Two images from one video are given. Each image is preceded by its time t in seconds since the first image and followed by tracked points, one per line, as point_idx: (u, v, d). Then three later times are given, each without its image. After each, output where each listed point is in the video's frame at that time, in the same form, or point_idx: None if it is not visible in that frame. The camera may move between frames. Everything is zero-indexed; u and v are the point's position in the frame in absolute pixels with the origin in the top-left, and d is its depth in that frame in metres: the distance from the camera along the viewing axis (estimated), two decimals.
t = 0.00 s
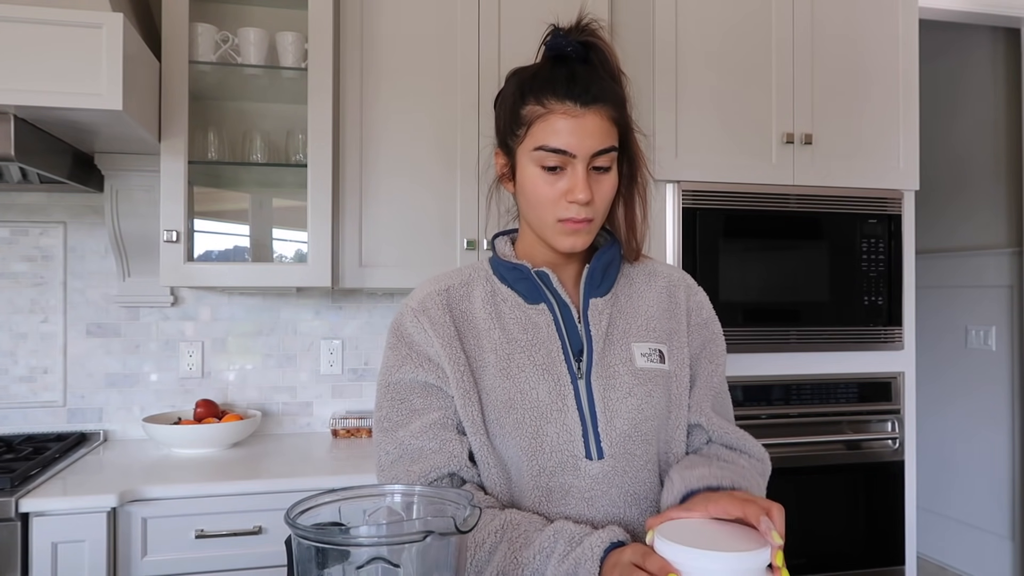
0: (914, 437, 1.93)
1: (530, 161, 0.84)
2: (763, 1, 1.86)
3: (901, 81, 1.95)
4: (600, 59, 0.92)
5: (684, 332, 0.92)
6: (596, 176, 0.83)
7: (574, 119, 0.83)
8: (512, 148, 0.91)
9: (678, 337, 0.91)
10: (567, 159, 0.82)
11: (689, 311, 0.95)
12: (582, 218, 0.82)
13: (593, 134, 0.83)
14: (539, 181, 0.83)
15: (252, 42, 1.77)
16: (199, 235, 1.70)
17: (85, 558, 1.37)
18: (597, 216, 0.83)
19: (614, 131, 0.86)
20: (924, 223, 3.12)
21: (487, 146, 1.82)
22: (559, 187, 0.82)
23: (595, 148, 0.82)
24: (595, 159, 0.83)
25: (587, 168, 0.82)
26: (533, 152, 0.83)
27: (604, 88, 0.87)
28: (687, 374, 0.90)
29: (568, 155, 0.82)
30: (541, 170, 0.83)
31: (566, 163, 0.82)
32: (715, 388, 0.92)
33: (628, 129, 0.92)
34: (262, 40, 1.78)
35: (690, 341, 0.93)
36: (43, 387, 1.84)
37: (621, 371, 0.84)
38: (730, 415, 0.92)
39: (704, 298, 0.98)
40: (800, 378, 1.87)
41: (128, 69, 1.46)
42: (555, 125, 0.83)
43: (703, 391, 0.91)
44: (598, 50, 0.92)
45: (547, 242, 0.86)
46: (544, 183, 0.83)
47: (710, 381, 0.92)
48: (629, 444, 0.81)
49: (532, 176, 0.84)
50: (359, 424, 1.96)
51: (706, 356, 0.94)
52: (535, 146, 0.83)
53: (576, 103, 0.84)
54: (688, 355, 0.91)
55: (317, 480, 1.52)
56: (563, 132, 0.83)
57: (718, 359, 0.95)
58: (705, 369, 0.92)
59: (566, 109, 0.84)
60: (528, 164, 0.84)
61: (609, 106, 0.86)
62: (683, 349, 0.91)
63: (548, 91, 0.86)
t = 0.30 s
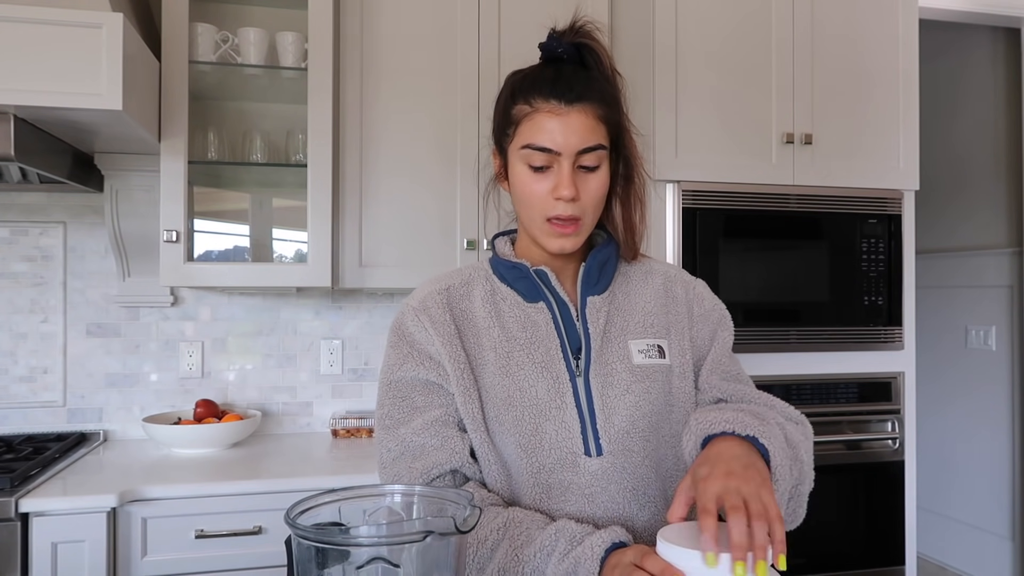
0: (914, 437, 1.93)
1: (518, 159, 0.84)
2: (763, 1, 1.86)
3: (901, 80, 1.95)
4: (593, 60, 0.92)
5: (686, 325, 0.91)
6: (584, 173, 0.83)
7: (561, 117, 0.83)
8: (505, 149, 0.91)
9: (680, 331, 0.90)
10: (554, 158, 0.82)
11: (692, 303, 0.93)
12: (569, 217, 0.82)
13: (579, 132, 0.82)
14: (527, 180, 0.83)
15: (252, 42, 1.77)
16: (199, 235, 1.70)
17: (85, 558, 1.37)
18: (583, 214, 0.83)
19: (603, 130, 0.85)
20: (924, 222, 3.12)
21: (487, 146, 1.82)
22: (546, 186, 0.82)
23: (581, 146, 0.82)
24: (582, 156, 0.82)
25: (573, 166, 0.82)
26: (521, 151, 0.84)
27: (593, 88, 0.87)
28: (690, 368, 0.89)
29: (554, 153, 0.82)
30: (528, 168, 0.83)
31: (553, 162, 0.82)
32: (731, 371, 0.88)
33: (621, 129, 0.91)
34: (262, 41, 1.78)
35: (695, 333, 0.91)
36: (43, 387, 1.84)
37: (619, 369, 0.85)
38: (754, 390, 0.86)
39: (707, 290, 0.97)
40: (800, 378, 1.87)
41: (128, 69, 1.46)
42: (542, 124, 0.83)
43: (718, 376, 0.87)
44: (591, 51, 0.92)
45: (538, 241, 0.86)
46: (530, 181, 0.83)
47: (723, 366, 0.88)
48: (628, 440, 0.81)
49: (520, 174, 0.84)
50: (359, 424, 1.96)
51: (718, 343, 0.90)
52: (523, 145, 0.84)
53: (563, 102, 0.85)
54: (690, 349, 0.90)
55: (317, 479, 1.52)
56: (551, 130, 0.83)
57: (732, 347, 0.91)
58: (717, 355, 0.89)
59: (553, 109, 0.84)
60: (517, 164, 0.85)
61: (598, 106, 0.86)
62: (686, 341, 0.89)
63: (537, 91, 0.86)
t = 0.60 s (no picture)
0: (914, 437, 1.93)
1: (509, 161, 0.85)
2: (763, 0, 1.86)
3: (902, 80, 1.95)
4: (582, 59, 0.92)
5: (692, 328, 0.89)
6: (574, 172, 0.83)
7: (548, 117, 0.84)
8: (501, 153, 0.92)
9: (684, 334, 0.88)
10: (543, 157, 0.83)
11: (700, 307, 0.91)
12: (562, 215, 0.83)
13: (565, 131, 0.83)
14: (518, 181, 0.84)
15: (252, 42, 1.77)
16: (199, 235, 1.70)
17: (85, 558, 1.37)
18: (576, 212, 0.83)
19: (592, 126, 0.85)
20: (924, 222, 3.12)
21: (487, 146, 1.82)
22: (536, 185, 0.83)
23: (568, 144, 0.83)
24: (571, 155, 0.83)
25: (562, 165, 0.82)
26: (511, 153, 0.85)
27: (580, 86, 0.87)
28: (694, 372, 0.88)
29: (542, 153, 0.83)
30: (519, 169, 0.84)
31: (542, 162, 0.83)
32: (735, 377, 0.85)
33: (615, 126, 0.91)
34: (262, 41, 1.78)
35: (700, 336, 0.89)
36: (43, 387, 1.84)
37: (621, 369, 0.84)
38: (756, 398, 0.82)
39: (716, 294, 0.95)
40: (800, 378, 1.87)
41: (128, 70, 1.46)
42: (529, 125, 0.84)
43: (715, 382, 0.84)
44: (580, 51, 0.92)
45: (536, 241, 0.87)
46: (521, 182, 0.84)
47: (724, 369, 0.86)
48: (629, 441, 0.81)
49: (511, 176, 0.85)
50: (359, 424, 1.96)
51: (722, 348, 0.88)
52: (513, 147, 0.85)
53: (550, 103, 0.85)
54: (695, 352, 0.88)
55: (317, 480, 1.52)
56: (539, 131, 0.83)
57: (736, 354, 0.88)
58: (721, 358, 0.86)
59: (540, 109, 0.85)
60: (508, 166, 0.86)
61: (587, 104, 0.86)
62: (690, 345, 0.88)
63: (524, 94, 0.87)
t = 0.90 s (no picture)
0: (914, 437, 1.93)
1: (517, 154, 0.86)
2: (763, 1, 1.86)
3: (902, 80, 1.95)
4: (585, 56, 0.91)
5: (700, 331, 0.91)
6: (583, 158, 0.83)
7: (553, 106, 0.85)
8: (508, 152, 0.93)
9: (691, 336, 0.89)
10: (549, 145, 0.84)
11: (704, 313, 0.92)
12: (572, 200, 0.82)
13: (570, 119, 0.84)
14: (526, 171, 0.84)
15: (252, 42, 1.77)
16: (199, 235, 1.70)
17: (85, 558, 1.37)
18: (587, 197, 0.82)
19: (596, 116, 0.86)
20: (924, 222, 3.12)
21: (487, 146, 1.82)
22: (544, 173, 0.83)
23: (574, 132, 0.83)
24: (577, 140, 0.83)
25: (569, 150, 0.83)
26: (518, 145, 0.86)
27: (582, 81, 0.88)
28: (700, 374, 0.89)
29: (548, 140, 0.83)
30: (527, 159, 0.84)
31: (548, 149, 0.84)
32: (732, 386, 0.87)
33: (620, 119, 0.92)
34: (262, 41, 1.78)
35: (703, 340, 0.90)
36: (43, 387, 1.84)
37: (633, 371, 0.84)
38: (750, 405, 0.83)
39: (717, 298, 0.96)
40: (800, 378, 1.87)
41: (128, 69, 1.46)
42: (534, 116, 0.85)
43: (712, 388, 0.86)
44: (581, 49, 0.92)
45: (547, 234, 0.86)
46: (530, 171, 0.84)
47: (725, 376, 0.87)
48: (642, 442, 0.82)
49: (520, 168, 0.85)
50: (359, 424, 1.96)
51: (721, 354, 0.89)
52: (520, 139, 0.85)
53: (554, 94, 0.87)
54: (701, 354, 0.90)
55: (317, 479, 1.52)
56: (545, 120, 0.84)
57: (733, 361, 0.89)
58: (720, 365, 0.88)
59: (544, 102, 0.86)
60: (516, 159, 0.86)
61: (591, 95, 0.88)
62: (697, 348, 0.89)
63: (525, 89, 0.89)
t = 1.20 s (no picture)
0: (914, 437, 1.93)
1: (525, 153, 0.86)
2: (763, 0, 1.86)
3: (902, 80, 1.95)
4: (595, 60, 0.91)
5: (707, 330, 0.91)
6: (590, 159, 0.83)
7: (561, 106, 0.85)
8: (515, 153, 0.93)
9: (699, 337, 0.90)
10: (557, 145, 0.84)
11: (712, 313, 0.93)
12: (579, 201, 0.82)
13: (579, 120, 0.84)
14: (533, 170, 0.84)
15: (252, 42, 1.77)
16: (199, 235, 1.70)
17: (85, 558, 1.37)
18: (593, 199, 0.82)
19: (605, 118, 0.86)
20: (924, 223, 3.13)
21: (486, 145, 1.82)
22: (552, 173, 0.83)
23: (582, 133, 0.83)
24: (585, 141, 0.83)
25: (577, 151, 0.83)
26: (526, 144, 0.86)
27: (591, 84, 0.89)
28: (709, 375, 0.89)
29: (556, 140, 0.84)
30: (535, 158, 0.85)
31: (556, 149, 0.84)
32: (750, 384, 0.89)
33: (628, 125, 0.92)
34: (262, 41, 1.78)
35: (713, 340, 0.91)
36: (43, 387, 1.84)
37: (641, 375, 0.84)
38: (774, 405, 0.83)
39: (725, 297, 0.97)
40: (800, 378, 1.87)
41: (129, 69, 1.46)
42: (543, 116, 0.85)
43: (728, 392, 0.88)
44: (591, 54, 0.92)
45: (553, 236, 0.86)
46: (537, 169, 0.84)
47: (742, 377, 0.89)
48: (649, 448, 0.81)
49: (527, 166, 0.86)
50: (359, 424, 1.96)
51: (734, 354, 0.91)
52: (528, 139, 0.86)
53: (563, 95, 0.87)
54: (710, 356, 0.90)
55: (317, 479, 1.52)
56: (553, 120, 0.84)
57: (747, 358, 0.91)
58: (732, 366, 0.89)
59: (554, 101, 0.86)
60: (524, 158, 0.86)
61: (599, 97, 0.88)
62: (705, 349, 0.89)
63: (535, 89, 0.89)
